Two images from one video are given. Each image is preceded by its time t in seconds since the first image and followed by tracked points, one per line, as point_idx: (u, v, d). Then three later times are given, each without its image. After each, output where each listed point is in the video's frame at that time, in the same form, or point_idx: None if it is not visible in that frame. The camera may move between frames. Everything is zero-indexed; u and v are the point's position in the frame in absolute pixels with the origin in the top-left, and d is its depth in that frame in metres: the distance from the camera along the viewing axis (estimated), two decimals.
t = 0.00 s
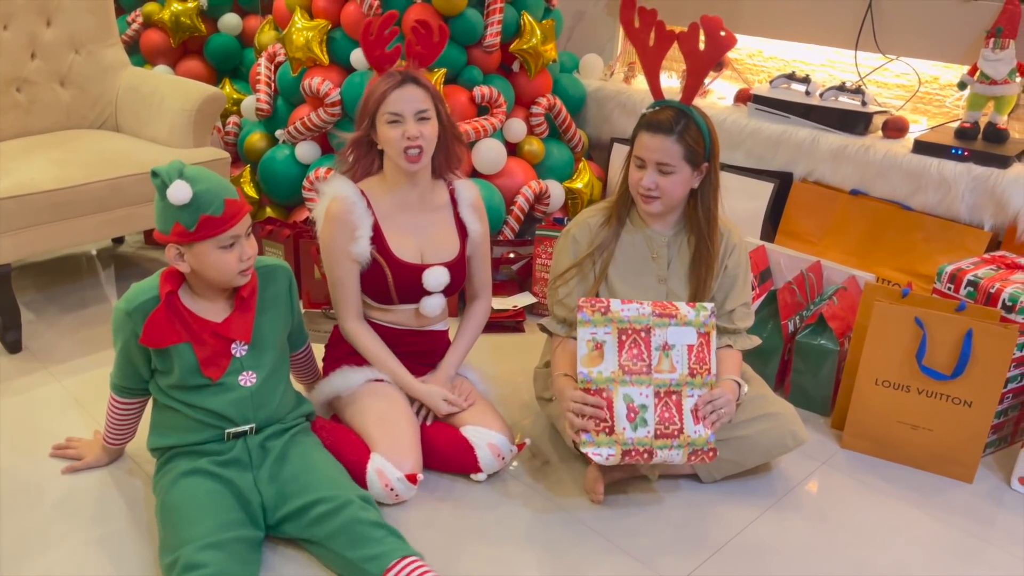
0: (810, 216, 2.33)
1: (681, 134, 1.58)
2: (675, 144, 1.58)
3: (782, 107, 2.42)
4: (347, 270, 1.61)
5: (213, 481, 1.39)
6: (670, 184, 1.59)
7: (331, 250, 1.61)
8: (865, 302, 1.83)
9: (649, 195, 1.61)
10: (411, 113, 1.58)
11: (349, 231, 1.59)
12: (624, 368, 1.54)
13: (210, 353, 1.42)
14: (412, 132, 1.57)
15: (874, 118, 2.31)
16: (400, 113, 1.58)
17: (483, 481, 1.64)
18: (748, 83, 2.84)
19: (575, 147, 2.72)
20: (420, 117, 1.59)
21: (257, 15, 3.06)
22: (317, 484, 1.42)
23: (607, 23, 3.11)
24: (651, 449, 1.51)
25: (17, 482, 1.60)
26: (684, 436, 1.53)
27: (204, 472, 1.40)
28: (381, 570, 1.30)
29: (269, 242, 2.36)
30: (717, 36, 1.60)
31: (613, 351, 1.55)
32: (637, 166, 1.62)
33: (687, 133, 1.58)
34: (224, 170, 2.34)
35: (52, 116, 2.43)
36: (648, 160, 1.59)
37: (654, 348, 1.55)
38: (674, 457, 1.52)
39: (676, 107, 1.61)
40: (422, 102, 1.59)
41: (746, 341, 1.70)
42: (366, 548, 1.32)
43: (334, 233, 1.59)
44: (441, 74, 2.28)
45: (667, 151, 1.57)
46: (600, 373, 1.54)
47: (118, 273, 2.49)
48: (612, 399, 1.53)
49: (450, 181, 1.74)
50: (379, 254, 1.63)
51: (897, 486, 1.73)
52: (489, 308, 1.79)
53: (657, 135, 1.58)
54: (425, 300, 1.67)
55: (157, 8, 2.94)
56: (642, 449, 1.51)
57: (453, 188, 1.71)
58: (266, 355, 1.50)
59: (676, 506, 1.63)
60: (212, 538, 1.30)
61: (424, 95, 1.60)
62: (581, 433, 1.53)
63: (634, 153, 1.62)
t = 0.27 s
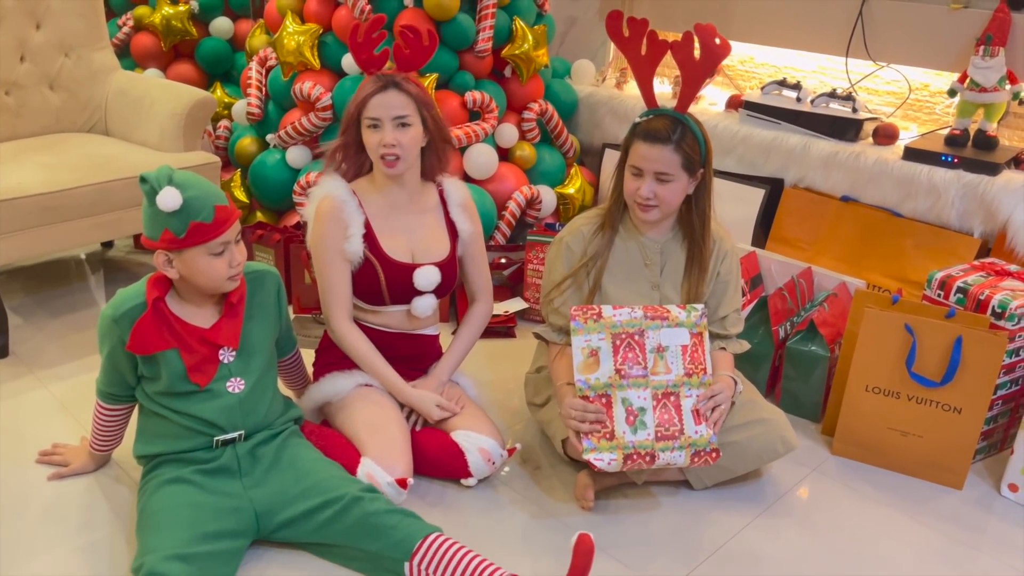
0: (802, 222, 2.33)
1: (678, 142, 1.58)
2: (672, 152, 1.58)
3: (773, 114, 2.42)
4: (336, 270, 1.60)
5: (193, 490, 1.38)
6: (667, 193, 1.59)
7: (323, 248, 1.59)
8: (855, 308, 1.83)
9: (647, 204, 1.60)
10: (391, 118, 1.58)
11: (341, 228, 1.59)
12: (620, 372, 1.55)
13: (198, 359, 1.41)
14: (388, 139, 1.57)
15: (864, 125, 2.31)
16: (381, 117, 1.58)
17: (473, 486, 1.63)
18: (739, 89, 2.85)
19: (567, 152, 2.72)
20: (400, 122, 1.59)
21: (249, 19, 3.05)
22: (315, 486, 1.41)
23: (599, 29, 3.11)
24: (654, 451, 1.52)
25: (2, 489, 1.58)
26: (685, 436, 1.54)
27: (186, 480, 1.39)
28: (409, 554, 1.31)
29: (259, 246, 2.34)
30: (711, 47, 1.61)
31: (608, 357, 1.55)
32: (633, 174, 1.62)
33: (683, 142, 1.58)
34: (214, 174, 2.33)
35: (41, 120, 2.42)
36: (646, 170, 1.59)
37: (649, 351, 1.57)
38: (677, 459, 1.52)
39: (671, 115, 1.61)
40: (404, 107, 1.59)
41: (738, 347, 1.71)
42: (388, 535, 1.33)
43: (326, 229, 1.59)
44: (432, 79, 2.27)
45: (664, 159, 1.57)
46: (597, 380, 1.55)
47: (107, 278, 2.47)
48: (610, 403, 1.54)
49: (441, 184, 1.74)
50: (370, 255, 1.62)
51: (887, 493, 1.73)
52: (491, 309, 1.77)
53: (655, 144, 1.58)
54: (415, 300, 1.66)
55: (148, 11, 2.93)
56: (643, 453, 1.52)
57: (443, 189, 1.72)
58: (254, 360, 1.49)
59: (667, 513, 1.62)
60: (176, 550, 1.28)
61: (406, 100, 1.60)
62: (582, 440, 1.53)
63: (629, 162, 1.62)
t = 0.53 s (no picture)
0: (797, 226, 2.34)
1: (677, 145, 1.58)
2: (671, 155, 1.58)
3: (767, 119, 2.43)
4: (330, 272, 1.60)
5: (191, 495, 1.37)
6: (665, 196, 1.59)
7: (316, 254, 1.59)
8: (850, 313, 1.83)
9: (644, 207, 1.60)
10: (401, 120, 1.57)
11: (333, 234, 1.58)
12: (616, 396, 1.54)
13: (190, 365, 1.40)
14: (400, 140, 1.56)
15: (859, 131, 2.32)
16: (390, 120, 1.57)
17: (466, 492, 1.62)
18: (734, 94, 2.85)
19: (562, 157, 2.71)
20: (409, 124, 1.59)
21: (243, 24, 3.05)
22: (305, 496, 1.40)
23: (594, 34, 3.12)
24: (634, 476, 1.54)
25: None
26: (670, 465, 1.54)
27: (179, 487, 1.38)
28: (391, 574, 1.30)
29: (253, 251, 2.33)
30: (713, 49, 1.61)
31: (606, 378, 1.54)
32: (631, 176, 1.61)
33: (683, 145, 1.58)
34: (208, 179, 2.32)
35: (33, 124, 2.41)
36: (644, 171, 1.59)
37: (649, 378, 1.54)
38: (658, 485, 1.54)
39: (672, 118, 1.61)
40: (412, 109, 1.59)
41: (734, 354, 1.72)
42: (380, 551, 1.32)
43: (319, 235, 1.58)
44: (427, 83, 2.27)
45: (663, 162, 1.57)
46: (592, 398, 1.54)
47: (100, 283, 2.46)
48: (601, 422, 1.54)
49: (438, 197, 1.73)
50: (364, 257, 1.61)
51: (882, 499, 1.73)
52: (476, 313, 1.77)
53: (654, 146, 1.58)
54: (410, 304, 1.65)
55: (142, 15, 2.92)
56: (625, 476, 1.54)
57: (441, 193, 1.72)
58: (247, 366, 1.48)
59: (661, 519, 1.61)
60: (180, 553, 1.27)
61: (414, 103, 1.59)
62: (567, 452, 1.55)
63: (628, 164, 1.62)
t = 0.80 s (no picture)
0: (795, 230, 2.33)
1: (677, 147, 1.58)
2: (671, 156, 1.58)
3: (766, 122, 2.43)
4: (327, 273, 1.59)
5: (184, 501, 1.37)
6: (663, 197, 1.59)
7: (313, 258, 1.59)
8: (849, 318, 1.83)
9: (642, 207, 1.60)
10: (389, 127, 1.57)
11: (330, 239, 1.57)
12: (615, 407, 1.53)
13: (187, 369, 1.39)
14: (382, 148, 1.57)
15: (857, 134, 2.32)
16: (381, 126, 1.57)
17: (465, 498, 1.62)
18: (732, 98, 2.86)
19: (560, 160, 2.71)
20: (398, 132, 1.58)
21: (241, 27, 3.05)
22: (302, 500, 1.39)
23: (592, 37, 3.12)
24: (627, 487, 1.53)
25: None
26: (664, 481, 1.53)
27: (176, 491, 1.38)
28: (397, 570, 1.29)
29: (249, 254, 2.32)
30: (716, 52, 1.60)
31: (606, 389, 1.53)
32: (631, 176, 1.61)
33: (683, 147, 1.58)
34: (205, 182, 2.32)
35: (30, 127, 2.40)
36: (643, 171, 1.58)
37: (648, 393, 1.52)
38: (650, 499, 1.53)
39: (672, 121, 1.61)
40: (403, 117, 1.58)
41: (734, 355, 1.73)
42: (376, 552, 1.31)
43: (315, 238, 1.58)
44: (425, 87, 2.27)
45: (663, 163, 1.57)
46: (591, 407, 1.54)
47: (96, 286, 2.45)
48: (598, 430, 1.54)
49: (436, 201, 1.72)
50: (361, 261, 1.61)
51: (882, 503, 1.72)
52: (474, 318, 1.78)
53: (654, 147, 1.57)
54: (408, 305, 1.64)
55: (139, 19, 2.92)
56: (618, 486, 1.54)
57: (438, 197, 1.72)
58: (243, 369, 1.47)
59: (660, 523, 1.61)
60: (170, 559, 1.27)
61: (410, 109, 1.59)
62: (562, 458, 1.56)
63: (627, 164, 1.61)
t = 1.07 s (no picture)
0: (795, 232, 2.33)
1: (665, 145, 1.57)
2: (659, 155, 1.57)
3: (766, 123, 2.42)
4: (326, 275, 1.58)
5: (183, 503, 1.36)
6: (651, 194, 1.58)
7: (311, 261, 1.58)
8: (850, 320, 1.82)
9: (629, 204, 1.59)
10: (393, 131, 1.56)
11: (328, 242, 1.57)
12: (614, 407, 1.53)
13: (185, 368, 1.39)
14: (387, 152, 1.56)
15: (857, 135, 2.32)
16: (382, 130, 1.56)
17: (465, 500, 1.61)
18: (732, 99, 2.85)
19: (560, 162, 2.70)
20: (402, 136, 1.58)
21: (240, 29, 3.04)
22: (300, 500, 1.39)
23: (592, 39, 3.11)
24: (631, 486, 1.53)
25: None
26: (667, 478, 1.53)
27: (175, 493, 1.37)
28: None
29: (249, 257, 2.32)
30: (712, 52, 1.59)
31: (603, 390, 1.53)
32: (622, 175, 1.61)
33: (671, 146, 1.57)
34: (204, 184, 2.31)
35: (29, 129, 2.40)
36: (631, 168, 1.58)
37: (646, 391, 1.52)
38: (654, 497, 1.53)
39: (666, 120, 1.60)
40: (407, 122, 1.57)
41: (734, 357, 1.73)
42: (373, 555, 1.30)
43: (314, 240, 1.57)
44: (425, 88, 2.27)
45: (651, 161, 1.56)
46: (589, 408, 1.53)
47: (95, 288, 2.45)
48: (598, 432, 1.54)
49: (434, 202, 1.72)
50: (361, 264, 1.61)
51: (883, 505, 1.71)
52: (474, 318, 1.77)
53: (643, 145, 1.57)
54: (407, 307, 1.64)
55: (139, 20, 2.92)
56: (621, 486, 1.54)
57: (436, 199, 1.72)
58: (242, 370, 1.46)
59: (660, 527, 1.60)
60: (167, 561, 1.26)
61: (411, 115, 1.58)
62: (564, 460, 1.56)
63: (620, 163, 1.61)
